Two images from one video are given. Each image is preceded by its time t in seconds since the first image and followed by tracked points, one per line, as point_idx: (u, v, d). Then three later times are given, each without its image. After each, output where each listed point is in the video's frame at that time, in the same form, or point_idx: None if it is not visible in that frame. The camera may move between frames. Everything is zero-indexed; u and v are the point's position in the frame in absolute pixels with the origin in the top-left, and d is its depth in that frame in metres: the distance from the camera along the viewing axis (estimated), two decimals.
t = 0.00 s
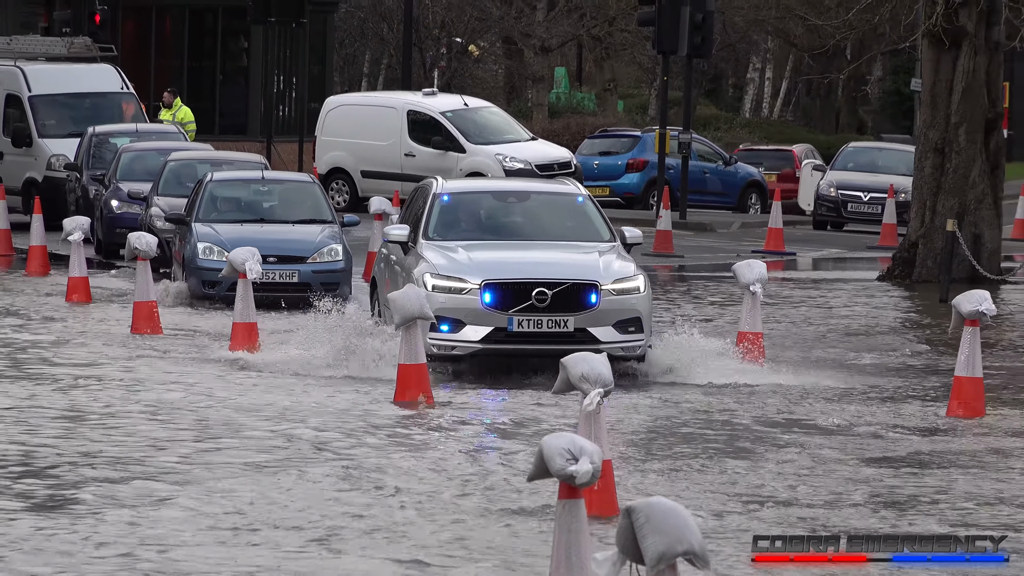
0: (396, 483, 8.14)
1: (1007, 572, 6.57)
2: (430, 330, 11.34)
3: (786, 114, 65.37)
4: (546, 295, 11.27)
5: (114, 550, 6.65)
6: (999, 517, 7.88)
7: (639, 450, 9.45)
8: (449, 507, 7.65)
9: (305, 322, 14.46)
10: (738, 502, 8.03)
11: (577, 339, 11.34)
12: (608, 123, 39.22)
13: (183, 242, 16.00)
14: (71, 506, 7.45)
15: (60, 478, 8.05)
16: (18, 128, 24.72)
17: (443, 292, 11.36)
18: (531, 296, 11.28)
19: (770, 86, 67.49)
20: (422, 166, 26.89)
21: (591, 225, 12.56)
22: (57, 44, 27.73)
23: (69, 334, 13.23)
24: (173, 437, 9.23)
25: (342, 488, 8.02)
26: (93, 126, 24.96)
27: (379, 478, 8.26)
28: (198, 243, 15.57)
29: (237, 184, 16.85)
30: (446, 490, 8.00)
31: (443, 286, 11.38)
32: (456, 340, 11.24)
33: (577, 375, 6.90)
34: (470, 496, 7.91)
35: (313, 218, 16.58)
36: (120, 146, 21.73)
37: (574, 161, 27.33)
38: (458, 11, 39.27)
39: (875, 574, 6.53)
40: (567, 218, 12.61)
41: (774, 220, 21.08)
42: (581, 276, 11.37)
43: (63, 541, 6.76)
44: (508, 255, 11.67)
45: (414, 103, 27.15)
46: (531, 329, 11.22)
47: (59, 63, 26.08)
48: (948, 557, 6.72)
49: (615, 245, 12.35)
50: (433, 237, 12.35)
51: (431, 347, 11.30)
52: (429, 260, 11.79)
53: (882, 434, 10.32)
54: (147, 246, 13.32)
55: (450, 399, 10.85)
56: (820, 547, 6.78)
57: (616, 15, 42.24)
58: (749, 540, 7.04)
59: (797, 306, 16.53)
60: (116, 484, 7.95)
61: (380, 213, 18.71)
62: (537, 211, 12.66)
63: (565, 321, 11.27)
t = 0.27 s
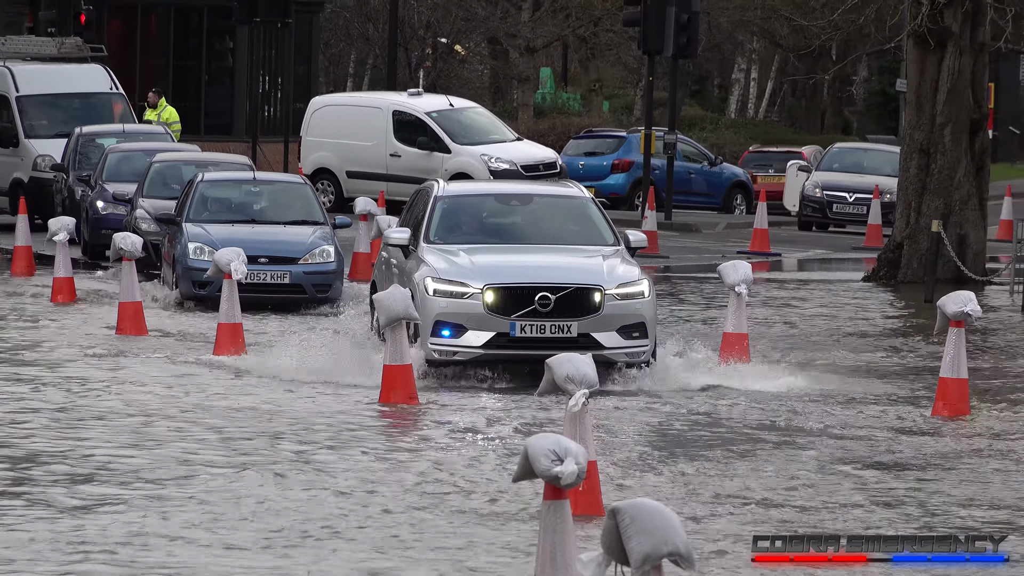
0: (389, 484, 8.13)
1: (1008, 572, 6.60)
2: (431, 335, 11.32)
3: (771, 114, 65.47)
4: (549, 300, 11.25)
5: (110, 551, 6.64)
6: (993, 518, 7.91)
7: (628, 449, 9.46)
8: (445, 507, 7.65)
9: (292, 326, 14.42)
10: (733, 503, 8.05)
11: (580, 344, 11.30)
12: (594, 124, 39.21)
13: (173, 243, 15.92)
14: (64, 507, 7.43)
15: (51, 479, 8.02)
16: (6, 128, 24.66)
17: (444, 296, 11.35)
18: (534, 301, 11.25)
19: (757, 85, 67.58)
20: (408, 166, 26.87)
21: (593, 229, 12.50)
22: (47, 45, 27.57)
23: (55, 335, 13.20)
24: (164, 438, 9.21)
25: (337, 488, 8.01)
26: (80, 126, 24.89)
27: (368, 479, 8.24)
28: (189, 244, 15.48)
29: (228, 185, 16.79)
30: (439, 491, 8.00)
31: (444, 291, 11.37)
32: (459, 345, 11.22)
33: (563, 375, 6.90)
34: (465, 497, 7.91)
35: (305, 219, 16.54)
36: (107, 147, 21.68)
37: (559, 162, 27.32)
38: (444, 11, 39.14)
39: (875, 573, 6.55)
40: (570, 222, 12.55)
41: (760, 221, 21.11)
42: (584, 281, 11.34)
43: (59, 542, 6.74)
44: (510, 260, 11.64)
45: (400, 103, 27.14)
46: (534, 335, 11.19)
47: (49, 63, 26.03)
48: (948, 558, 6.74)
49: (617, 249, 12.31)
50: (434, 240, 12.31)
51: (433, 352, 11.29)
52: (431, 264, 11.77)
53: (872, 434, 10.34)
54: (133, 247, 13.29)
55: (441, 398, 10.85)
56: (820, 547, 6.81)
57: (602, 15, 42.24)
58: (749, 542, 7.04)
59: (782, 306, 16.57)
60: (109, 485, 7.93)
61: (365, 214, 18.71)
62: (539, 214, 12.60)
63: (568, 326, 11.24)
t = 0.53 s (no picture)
0: (381, 489, 8.11)
1: (1010, 572, 6.65)
2: (436, 344, 11.04)
3: (759, 119, 65.62)
4: (556, 308, 10.95)
5: (110, 554, 6.64)
6: (988, 520, 7.93)
7: (619, 453, 9.44)
8: (443, 511, 7.66)
9: (282, 332, 14.36)
10: (730, 506, 8.08)
11: (588, 354, 11.02)
12: (582, 128, 39.27)
13: (166, 249, 15.86)
14: (62, 510, 7.42)
15: (43, 484, 8.00)
16: None
17: (449, 305, 11.05)
18: (541, 310, 10.95)
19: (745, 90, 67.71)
20: (396, 171, 26.83)
21: (601, 238, 12.18)
22: (40, 49, 27.55)
23: (43, 339, 13.18)
24: (158, 443, 9.20)
25: (335, 492, 8.02)
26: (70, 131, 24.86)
27: (359, 484, 8.22)
28: (182, 250, 15.42)
29: (221, 191, 16.76)
30: (431, 496, 7.98)
31: (449, 299, 11.07)
32: (463, 355, 10.94)
33: (551, 380, 6.88)
34: (463, 501, 7.92)
35: (298, 225, 16.48)
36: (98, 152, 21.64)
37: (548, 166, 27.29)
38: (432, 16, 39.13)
39: (876, 573, 6.60)
40: (576, 229, 12.23)
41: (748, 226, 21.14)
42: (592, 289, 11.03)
43: (57, 546, 6.74)
44: (515, 267, 11.34)
45: (389, 108, 27.11)
46: (541, 344, 10.89)
47: (42, 67, 26.01)
48: (948, 558, 6.77)
49: (625, 257, 11.99)
50: (439, 247, 11.99)
51: (438, 361, 11.02)
52: (435, 272, 11.46)
53: (864, 438, 10.37)
54: (121, 251, 13.26)
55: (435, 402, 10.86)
56: (820, 547, 6.86)
57: (590, 20, 42.33)
58: (751, 540, 7.13)
59: (771, 311, 16.59)
60: (106, 489, 7.92)
61: (353, 219, 18.67)
62: (546, 221, 12.28)
63: (575, 335, 10.95)
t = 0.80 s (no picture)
0: (368, 488, 8.10)
1: (1010, 572, 6.66)
2: (435, 347, 10.98)
3: (741, 118, 65.71)
4: (556, 311, 10.87)
5: (104, 554, 6.62)
6: (975, 518, 7.96)
7: (605, 452, 9.44)
8: (438, 510, 7.65)
9: (264, 331, 14.32)
10: (724, 505, 8.07)
11: (588, 357, 10.94)
12: (564, 127, 39.24)
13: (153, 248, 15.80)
14: (54, 510, 7.39)
15: (29, 483, 7.96)
16: None
17: (447, 307, 10.99)
18: (540, 313, 10.87)
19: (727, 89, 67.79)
20: (378, 169, 26.80)
21: (601, 238, 12.07)
22: (27, 48, 27.48)
23: (24, 338, 13.14)
24: (149, 442, 9.17)
25: (320, 491, 8.00)
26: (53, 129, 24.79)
27: (346, 483, 8.20)
28: (169, 250, 15.38)
29: (208, 190, 16.71)
30: (418, 495, 7.96)
31: (447, 301, 11.01)
32: (462, 358, 10.87)
33: (532, 378, 6.90)
34: (457, 500, 7.91)
35: (286, 224, 16.44)
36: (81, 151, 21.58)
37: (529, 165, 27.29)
38: (414, 14, 39.06)
39: (875, 573, 6.61)
40: (576, 229, 12.12)
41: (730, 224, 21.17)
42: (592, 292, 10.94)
43: (53, 545, 6.72)
44: (515, 269, 11.25)
45: (371, 106, 27.08)
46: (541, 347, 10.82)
47: (29, 65, 25.95)
48: (948, 557, 6.78)
49: (626, 258, 11.89)
50: (437, 249, 11.90)
51: (436, 364, 10.95)
52: (434, 274, 11.37)
53: (852, 437, 10.38)
54: (103, 249, 13.23)
55: (427, 400, 10.83)
56: (821, 547, 6.86)
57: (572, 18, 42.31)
58: (749, 540, 7.14)
59: (754, 309, 16.62)
60: (98, 488, 7.89)
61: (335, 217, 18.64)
62: (546, 222, 12.18)
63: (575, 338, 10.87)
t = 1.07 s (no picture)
0: (354, 490, 8.07)
1: (1010, 572, 6.65)
2: (433, 352, 10.72)
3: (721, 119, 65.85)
4: (556, 316, 10.64)
5: (97, 554, 6.59)
6: (964, 516, 7.98)
7: (589, 452, 9.43)
8: (429, 512, 7.63)
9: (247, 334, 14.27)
10: (714, 506, 8.06)
11: (589, 363, 10.71)
12: (544, 128, 39.27)
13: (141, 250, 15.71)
14: (38, 511, 7.35)
15: (12, 484, 7.93)
16: None
17: (446, 312, 10.72)
18: (540, 318, 10.64)
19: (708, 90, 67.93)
20: (359, 170, 26.77)
21: (602, 243, 11.88)
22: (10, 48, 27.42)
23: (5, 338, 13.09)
24: (132, 443, 9.14)
25: (305, 492, 7.97)
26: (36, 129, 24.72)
27: (331, 485, 8.18)
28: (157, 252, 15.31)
29: (195, 191, 16.64)
30: (405, 497, 7.94)
31: (446, 306, 10.74)
32: (459, 364, 10.63)
33: (513, 380, 6.92)
34: (448, 502, 7.88)
35: (275, 226, 16.40)
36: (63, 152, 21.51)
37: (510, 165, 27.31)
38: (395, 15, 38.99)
39: (876, 573, 6.60)
40: (576, 233, 11.92)
41: (710, 225, 21.21)
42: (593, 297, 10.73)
43: (46, 546, 6.69)
44: (514, 273, 11.02)
45: (351, 107, 27.05)
46: (540, 352, 10.57)
47: (14, 66, 25.88)
48: (948, 557, 6.77)
49: (626, 263, 11.70)
50: (434, 252, 11.65)
51: (434, 370, 10.69)
52: (431, 278, 11.11)
53: (837, 438, 10.39)
54: (82, 249, 13.18)
55: (417, 400, 10.81)
56: (822, 548, 6.85)
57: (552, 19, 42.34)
58: (749, 540, 7.14)
59: (735, 310, 16.65)
60: (86, 489, 7.87)
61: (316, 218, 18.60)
62: (545, 225, 11.96)
63: (577, 343, 10.63)
